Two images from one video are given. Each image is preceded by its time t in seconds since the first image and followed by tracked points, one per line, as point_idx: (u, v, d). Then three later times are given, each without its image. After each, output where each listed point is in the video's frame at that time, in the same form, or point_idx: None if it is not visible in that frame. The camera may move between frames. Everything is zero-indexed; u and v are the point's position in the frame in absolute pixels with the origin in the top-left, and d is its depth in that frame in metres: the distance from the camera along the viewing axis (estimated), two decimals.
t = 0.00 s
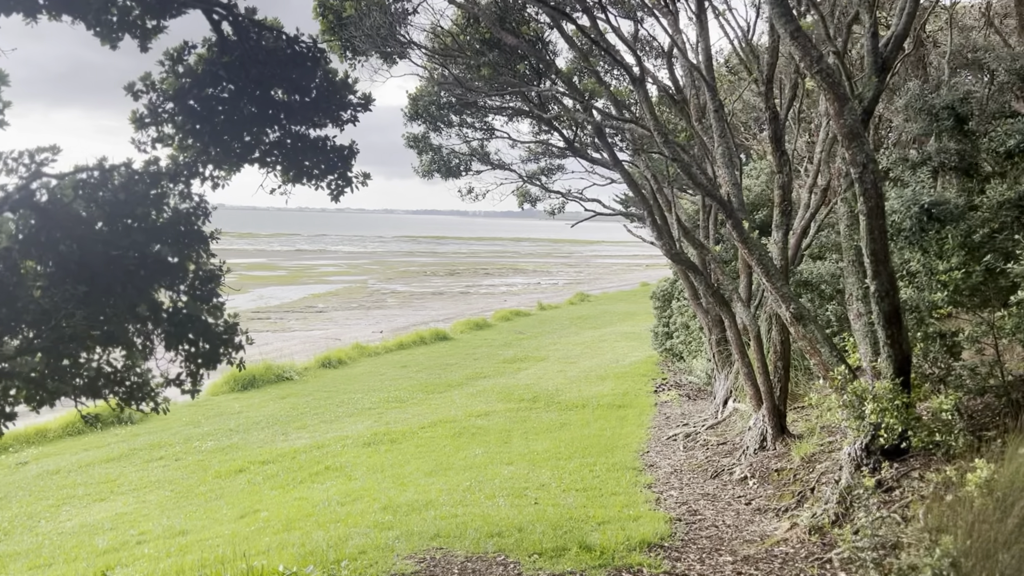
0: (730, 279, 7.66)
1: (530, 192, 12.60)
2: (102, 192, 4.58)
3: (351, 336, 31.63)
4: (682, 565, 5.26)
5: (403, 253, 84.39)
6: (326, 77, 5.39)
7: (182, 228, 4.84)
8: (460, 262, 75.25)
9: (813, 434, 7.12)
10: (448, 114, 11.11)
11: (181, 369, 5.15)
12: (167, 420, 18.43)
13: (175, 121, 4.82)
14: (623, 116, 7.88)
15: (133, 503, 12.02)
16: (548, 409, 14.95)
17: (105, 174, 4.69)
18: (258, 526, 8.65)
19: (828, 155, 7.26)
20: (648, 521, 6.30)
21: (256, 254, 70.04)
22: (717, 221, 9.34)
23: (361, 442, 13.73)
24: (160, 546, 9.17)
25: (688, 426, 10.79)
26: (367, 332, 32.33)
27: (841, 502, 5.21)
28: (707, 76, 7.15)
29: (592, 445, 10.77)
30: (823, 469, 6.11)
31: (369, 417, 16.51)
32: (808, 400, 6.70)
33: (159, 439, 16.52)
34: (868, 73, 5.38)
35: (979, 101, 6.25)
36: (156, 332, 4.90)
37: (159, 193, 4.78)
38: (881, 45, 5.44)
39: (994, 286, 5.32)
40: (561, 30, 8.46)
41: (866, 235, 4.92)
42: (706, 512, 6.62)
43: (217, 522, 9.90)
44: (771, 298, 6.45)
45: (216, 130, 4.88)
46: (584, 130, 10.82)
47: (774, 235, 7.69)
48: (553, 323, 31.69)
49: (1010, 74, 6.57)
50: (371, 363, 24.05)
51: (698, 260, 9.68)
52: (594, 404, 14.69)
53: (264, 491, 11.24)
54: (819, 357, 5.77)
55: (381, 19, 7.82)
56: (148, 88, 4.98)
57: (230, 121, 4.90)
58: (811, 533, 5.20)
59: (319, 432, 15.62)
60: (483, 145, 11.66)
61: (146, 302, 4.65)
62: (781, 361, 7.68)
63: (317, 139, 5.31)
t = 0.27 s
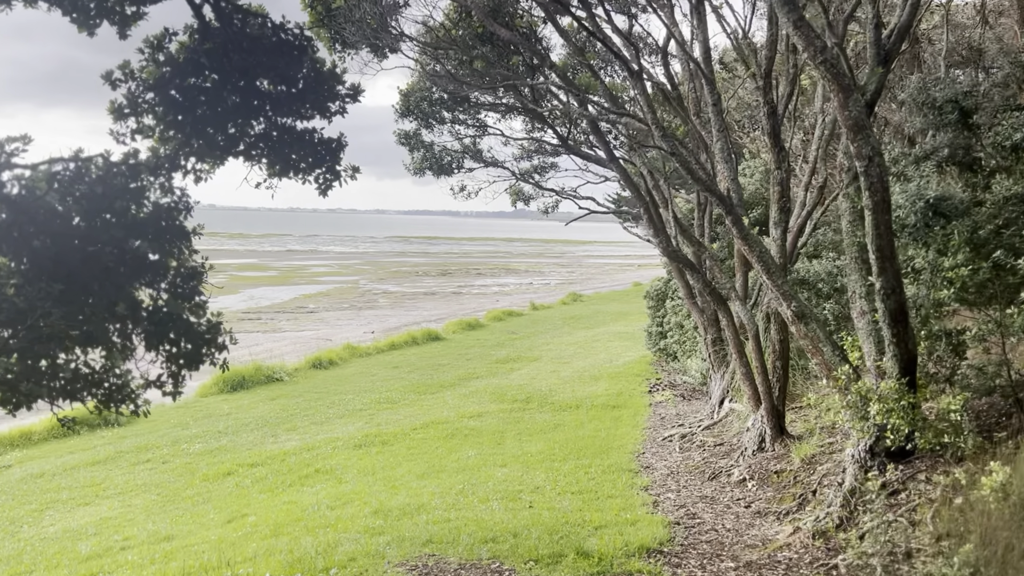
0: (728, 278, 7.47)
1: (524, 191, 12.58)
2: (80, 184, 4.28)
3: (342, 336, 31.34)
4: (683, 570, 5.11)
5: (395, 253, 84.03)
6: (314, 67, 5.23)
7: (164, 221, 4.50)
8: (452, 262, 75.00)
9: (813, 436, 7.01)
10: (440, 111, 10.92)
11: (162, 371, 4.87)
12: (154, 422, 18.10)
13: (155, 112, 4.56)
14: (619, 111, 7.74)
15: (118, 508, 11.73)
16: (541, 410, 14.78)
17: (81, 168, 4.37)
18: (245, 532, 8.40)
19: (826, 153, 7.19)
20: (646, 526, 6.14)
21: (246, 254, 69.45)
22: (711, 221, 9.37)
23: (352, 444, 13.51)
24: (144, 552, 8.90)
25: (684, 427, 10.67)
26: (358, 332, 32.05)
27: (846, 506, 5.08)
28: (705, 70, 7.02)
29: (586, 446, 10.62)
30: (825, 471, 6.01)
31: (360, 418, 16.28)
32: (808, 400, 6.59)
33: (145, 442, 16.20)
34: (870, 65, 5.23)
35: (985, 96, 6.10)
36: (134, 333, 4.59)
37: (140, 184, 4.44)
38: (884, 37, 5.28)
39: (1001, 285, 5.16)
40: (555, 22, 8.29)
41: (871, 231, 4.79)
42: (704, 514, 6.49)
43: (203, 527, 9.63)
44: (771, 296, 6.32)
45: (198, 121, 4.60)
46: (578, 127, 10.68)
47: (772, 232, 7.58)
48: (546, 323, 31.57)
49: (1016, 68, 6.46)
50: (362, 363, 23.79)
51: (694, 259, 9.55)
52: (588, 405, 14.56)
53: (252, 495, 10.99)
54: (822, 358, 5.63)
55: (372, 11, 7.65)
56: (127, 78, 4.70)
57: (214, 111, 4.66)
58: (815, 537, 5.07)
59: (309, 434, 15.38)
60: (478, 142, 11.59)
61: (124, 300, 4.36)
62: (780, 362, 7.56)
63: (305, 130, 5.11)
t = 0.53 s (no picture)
0: (729, 279, 7.30)
1: (520, 194, 12.50)
2: (58, 181, 4.02)
3: (335, 340, 31.04)
4: None
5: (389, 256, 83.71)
6: (303, 53, 5.05)
7: (148, 220, 4.30)
8: (446, 265, 74.75)
9: (818, 441, 6.87)
10: (435, 112, 10.80)
11: (145, 376, 4.64)
12: (143, 427, 17.78)
13: (139, 105, 4.47)
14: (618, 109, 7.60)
15: (105, 515, 11.45)
16: (537, 414, 14.58)
17: (56, 167, 4.05)
18: (235, 541, 8.16)
19: (825, 153, 7.14)
20: (648, 534, 5.99)
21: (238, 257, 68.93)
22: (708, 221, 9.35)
23: (345, 448, 13.28)
24: (130, 561, 8.65)
25: (683, 431, 10.51)
26: (351, 336, 31.77)
27: (856, 515, 4.94)
28: (707, 66, 6.90)
29: (584, 451, 10.45)
30: (832, 477, 5.88)
31: (353, 423, 16.04)
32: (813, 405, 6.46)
33: (134, 447, 15.89)
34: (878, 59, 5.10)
35: (995, 94, 6.00)
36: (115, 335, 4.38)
37: (123, 182, 4.22)
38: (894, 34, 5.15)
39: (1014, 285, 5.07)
40: (553, 18, 8.14)
41: (882, 230, 4.70)
42: (708, 522, 6.33)
43: (192, 535, 9.38)
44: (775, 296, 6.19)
45: (184, 115, 4.48)
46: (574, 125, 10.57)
47: (774, 232, 7.45)
48: (541, 326, 31.41)
49: None
50: (356, 367, 23.52)
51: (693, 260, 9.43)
52: (585, 409, 14.38)
53: (243, 502, 10.74)
54: (829, 361, 5.48)
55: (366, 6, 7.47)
56: (108, 68, 4.55)
57: (199, 106, 4.51)
58: (823, 547, 4.93)
59: (301, 439, 15.12)
60: (473, 142, 11.47)
61: (105, 302, 4.16)
62: (783, 366, 7.41)
63: (295, 125, 4.96)
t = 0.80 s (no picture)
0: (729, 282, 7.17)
1: (515, 196, 12.34)
2: (35, 183, 3.81)
3: (329, 344, 30.80)
4: None
5: (383, 260, 83.47)
6: (291, 50, 4.89)
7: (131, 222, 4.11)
8: (441, 269, 74.58)
9: (820, 447, 6.75)
10: (431, 113, 10.67)
11: (126, 385, 4.46)
12: (133, 433, 17.48)
13: (119, 101, 4.20)
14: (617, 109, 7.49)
15: (92, 524, 11.18)
16: (534, 419, 14.42)
17: (31, 167, 3.85)
18: (224, 552, 7.93)
19: (827, 154, 7.06)
20: (648, 545, 5.85)
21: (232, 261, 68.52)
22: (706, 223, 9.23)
23: (338, 455, 13.07)
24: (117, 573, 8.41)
25: (681, 436, 10.38)
26: (346, 340, 31.54)
27: (864, 525, 4.85)
28: (708, 65, 6.80)
29: (581, 457, 10.30)
30: (836, 486, 5.77)
31: (346, 429, 15.83)
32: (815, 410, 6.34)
33: (123, 454, 15.59)
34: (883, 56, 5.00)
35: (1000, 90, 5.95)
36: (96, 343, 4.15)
37: (105, 182, 4.03)
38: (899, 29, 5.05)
39: None
40: (550, 17, 8.02)
41: (892, 231, 4.62)
42: (710, 531, 6.19)
43: (180, 546, 9.14)
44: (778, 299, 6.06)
45: (167, 112, 4.30)
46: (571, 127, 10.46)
47: (775, 234, 7.33)
48: (536, 330, 31.31)
49: None
50: (350, 372, 23.28)
51: (691, 262, 9.33)
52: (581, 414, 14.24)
53: (233, 511, 10.50)
54: (833, 366, 5.35)
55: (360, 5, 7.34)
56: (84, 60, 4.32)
57: (182, 101, 4.34)
58: (831, 559, 4.83)
59: (293, 446, 14.89)
60: (469, 144, 11.32)
61: (85, 308, 3.94)
62: (783, 371, 7.28)
63: (283, 123, 4.79)
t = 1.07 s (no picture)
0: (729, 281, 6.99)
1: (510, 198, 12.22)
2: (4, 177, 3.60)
3: (324, 349, 30.56)
4: None
5: (380, 265, 83.24)
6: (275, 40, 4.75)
7: (107, 217, 3.91)
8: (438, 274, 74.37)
9: (823, 451, 6.59)
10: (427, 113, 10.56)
11: (102, 387, 4.25)
12: (123, 439, 17.21)
13: (94, 91, 4.01)
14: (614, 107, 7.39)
15: (79, 532, 10.93)
16: (530, 423, 14.24)
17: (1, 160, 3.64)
18: (212, 561, 7.70)
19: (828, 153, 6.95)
20: (649, 553, 5.70)
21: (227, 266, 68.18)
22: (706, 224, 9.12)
23: (331, 461, 12.85)
24: None
25: (680, 441, 10.21)
26: (341, 345, 31.30)
27: (872, 532, 4.74)
28: (707, 62, 6.70)
29: (578, 462, 10.11)
30: (841, 491, 5.62)
31: (340, 434, 15.61)
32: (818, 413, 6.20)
33: (113, 460, 15.32)
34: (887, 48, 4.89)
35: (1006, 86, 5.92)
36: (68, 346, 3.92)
37: (80, 175, 3.83)
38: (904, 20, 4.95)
39: None
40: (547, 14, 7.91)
41: (901, 227, 4.51)
42: (712, 538, 6.04)
43: (167, 554, 8.90)
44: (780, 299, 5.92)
45: (144, 102, 4.12)
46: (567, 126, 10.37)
47: (776, 234, 7.20)
48: (533, 334, 31.15)
49: None
50: (344, 377, 23.04)
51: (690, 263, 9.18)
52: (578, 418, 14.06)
53: (223, 517, 10.27)
54: (838, 368, 5.20)
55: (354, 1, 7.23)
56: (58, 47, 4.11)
57: (162, 92, 4.18)
58: (838, 567, 4.72)
59: (286, 451, 14.66)
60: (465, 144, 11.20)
61: (57, 307, 3.73)
62: (785, 373, 7.11)
63: (267, 115, 4.65)
